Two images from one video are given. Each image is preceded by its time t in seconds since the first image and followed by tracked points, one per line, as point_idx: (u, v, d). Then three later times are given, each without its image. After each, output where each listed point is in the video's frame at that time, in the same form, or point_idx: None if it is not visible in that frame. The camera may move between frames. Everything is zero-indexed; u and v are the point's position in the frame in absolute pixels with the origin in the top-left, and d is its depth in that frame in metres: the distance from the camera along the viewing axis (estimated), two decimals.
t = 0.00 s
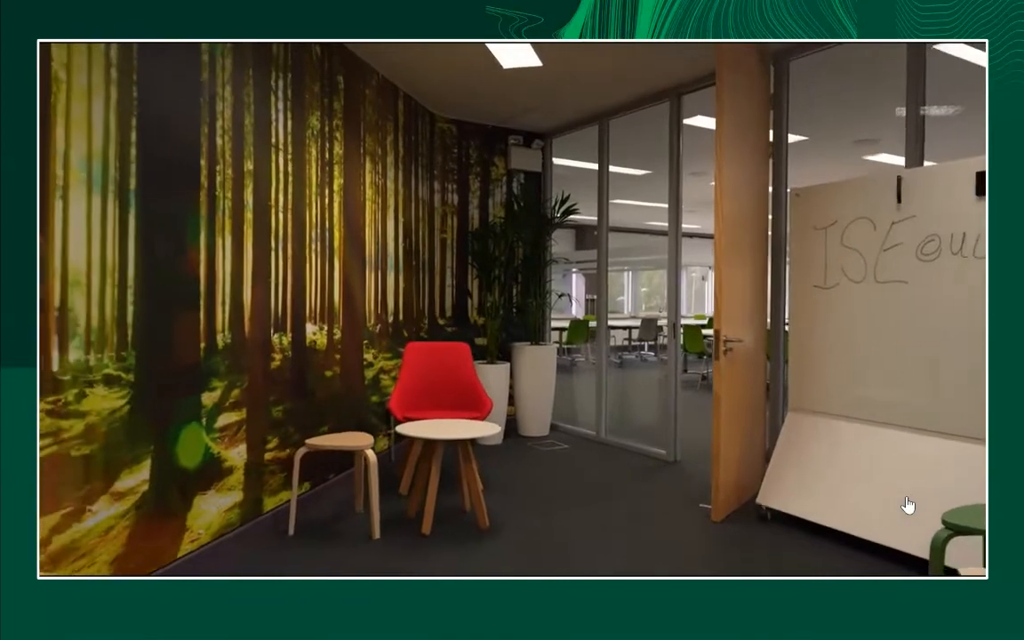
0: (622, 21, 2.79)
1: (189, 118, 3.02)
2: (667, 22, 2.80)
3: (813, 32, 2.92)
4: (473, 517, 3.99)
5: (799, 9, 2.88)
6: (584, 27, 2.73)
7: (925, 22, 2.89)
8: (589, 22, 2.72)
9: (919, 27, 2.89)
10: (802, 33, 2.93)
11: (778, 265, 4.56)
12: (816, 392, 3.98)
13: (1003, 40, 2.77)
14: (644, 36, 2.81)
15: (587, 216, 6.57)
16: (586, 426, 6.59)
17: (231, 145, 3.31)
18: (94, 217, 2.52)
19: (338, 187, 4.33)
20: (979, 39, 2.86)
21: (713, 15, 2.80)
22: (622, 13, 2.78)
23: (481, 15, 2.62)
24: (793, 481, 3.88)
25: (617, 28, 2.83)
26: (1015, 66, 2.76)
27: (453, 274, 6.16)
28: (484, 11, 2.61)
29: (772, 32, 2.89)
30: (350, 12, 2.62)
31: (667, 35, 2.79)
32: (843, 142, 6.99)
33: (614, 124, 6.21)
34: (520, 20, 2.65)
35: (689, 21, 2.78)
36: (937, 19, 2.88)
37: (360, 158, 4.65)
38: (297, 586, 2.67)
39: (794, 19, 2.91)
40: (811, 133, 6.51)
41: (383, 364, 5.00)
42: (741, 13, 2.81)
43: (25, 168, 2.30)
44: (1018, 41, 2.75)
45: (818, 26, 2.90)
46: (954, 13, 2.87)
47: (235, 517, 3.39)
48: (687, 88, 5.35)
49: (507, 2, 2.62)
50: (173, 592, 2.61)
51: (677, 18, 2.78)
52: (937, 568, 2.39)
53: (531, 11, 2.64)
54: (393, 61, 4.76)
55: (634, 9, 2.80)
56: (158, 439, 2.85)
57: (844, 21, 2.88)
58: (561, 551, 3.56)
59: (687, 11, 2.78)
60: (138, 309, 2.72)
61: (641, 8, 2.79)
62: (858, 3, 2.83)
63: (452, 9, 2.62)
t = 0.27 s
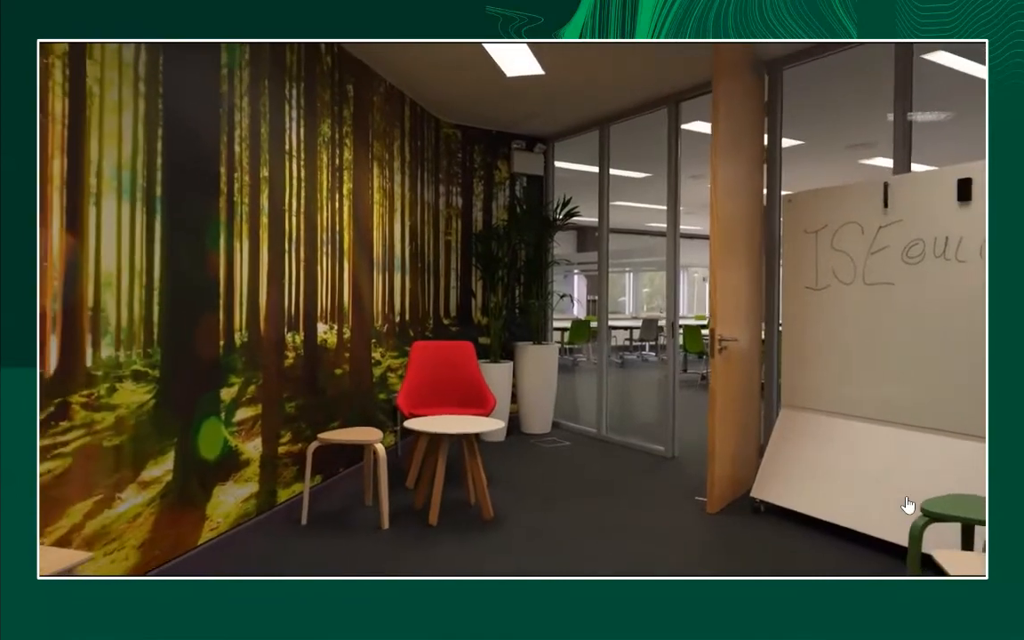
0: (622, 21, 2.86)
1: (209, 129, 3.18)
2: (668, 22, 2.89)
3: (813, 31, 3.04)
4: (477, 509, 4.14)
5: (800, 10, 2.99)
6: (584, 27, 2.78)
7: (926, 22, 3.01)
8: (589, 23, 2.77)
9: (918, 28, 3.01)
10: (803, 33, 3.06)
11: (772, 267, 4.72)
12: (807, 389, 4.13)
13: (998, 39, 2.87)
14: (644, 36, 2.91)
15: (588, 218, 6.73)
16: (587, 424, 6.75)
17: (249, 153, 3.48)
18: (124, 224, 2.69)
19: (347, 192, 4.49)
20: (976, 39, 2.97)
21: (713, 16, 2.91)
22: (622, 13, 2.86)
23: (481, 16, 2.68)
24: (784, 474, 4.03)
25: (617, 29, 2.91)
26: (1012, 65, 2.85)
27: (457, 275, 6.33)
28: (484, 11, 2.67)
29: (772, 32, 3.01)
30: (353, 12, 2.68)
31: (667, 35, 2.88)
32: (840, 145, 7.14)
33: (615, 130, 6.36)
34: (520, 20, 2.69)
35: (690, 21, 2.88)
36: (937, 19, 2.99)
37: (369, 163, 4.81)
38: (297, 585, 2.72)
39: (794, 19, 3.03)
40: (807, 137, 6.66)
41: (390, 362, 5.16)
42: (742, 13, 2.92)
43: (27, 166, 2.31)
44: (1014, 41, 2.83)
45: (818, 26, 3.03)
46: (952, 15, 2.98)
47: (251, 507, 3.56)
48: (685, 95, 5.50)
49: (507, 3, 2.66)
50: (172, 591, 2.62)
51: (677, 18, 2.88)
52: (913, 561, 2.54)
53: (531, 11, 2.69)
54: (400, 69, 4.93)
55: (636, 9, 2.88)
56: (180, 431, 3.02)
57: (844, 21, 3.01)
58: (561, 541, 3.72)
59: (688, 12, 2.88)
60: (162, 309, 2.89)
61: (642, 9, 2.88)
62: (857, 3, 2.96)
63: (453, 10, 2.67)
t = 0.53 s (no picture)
0: (622, 20, 2.93)
1: (226, 138, 3.34)
2: (667, 22, 2.96)
3: (813, 31, 3.01)
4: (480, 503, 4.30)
5: (800, 10, 2.97)
6: (583, 27, 2.85)
7: (926, 22, 3.03)
8: (589, 23, 2.85)
9: (921, 27, 3.02)
10: (803, 33, 3.02)
11: (766, 269, 4.87)
12: (798, 387, 4.28)
13: (1001, 38, 2.82)
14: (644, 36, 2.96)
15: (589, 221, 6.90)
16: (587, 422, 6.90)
17: (263, 160, 3.64)
18: (149, 230, 2.85)
19: (355, 197, 4.65)
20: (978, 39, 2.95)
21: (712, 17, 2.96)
22: (622, 13, 2.93)
23: (482, 16, 2.74)
24: (776, 469, 4.18)
25: (616, 29, 2.98)
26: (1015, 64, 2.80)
27: (460, 277, 6.48)
28: (484, 11, 2.72)
29: (773, 32, 3.00)
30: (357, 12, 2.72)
31: (667, 35, 2.95)
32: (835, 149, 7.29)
33: (615, 135, 6.52)
34: (520, 20, 2.75)
35: (690, 22, 2.94)
36: (936, 19, 3.01)
37: (376, 168, 4.97)
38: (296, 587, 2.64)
39: (795, 19, 3.00)
40: (803, 141, 6.81)
41: (395, 362, 5.32)
42: (741, 13, 2.95)
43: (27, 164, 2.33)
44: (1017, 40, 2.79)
45: (819, 25, 3.00)
46: (954, 15, 2.97)
47: (266, 500, 3.72)
48: (682, 102, 5.66)
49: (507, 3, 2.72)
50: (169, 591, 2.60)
51: (677, 18, 2.94)
52: (892, 552, 2.70)
53: (531, 11, 2.74)
54: (405, 77, 5.09)
55: (635, 10, 2.94)
56: (200, 427, 3.18)
57: (844, 21, 2.99)
58: (561, 534, 3.87)
59: (687, 13, 2.93)
60: (184, 310, 3.05)
61: (642, 9, 2.94)
62: (857, 3, 2.94)
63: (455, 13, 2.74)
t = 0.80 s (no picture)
0: (621, 20, 2.87)
1: (244, 147, 3.47)
2: (667, 22, 2.92)
3: (813, 32, 2.89)
4: (487, 497, 4.43)
5: (799, 11, 2.88)
6: (583, 27, 2.77)
7: (925, 22, 2.92)
8: (589, 23, 2.77)
9: (922, 27, 2.93)
10: (802, 34, 2.90)
11: (765, 271, 5.01)
12: (794, 386, 4.42)
13: (1002, 39, 2.71)
14: (644, 36, 2.91)
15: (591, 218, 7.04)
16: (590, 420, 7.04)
17: (278, 167, 3.78)
18: (172, 235, 2.98)
19: (365, 200, 4.78)
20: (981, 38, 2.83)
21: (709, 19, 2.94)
22: (622, 13, 2.87)
23: (481, 15, 2.64)
24: (773, 464, 4.32)
25: (617, 28, 2.92)
26: (1015, 66, 2.68)
27: (466, 278, 6.62)
28: (484, 11, 2.63)
29: (772, 34, 2.91)
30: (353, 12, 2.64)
31: (666, 35, 2.91)
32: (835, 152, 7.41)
33: (617, 139, 6.65)
34: (520, 20, 2.66)
35: (689, 22, 2.91)
36: (937, 19, 2.89)
37: (385, 173, 5.11)
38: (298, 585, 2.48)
39: (794, 20, 2.90)
40: (803, 144, 6.94)
41: (404, 361, 5.46)
42: (740, 15, 2.93)
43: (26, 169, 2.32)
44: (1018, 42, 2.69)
45: (819, 26, 2.89)
46: (954, 14, 2.86)
47: (281, 495, 3.86)
48: (683, 107, 5.79)
49: (507, 2, 2.63)
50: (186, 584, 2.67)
51: (677, 19, 2.91)
52: (881, 543, 2.84)
53: (531, 11, 2.66)
54: (413, 84, 5.23)
55: (635, 10, 2.89)
56: (221, 423, 3.32)
57: (844, 21, 2.89)
58: (565, 528, 3.99)
59: (685, 16, 2.91)
60: (206, 312, 3.19)
61: (642, 9, 2.90)
62: (857, 3, 2.86)
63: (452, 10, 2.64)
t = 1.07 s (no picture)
0: (621, 20, 2.97)
1: (259, 150, 3.59)
2: (667, 22, 3.00)
3: (813, 32, 2.96)
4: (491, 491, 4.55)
5: (799, 11, 2.96)
6: (583, 27, 2.88)
7: (925, 22, 3.03)
8: (589, 23, 2.88)
9: (921, 26, 3.04)
10: (802, 34, 2.97)
11: (762, 271, 5.14)
12: (790, 383, 4.54)
13: (1000, 40, 2.80)
14: (644, 36, 3.01)
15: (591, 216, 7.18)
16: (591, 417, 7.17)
17: (291, 170, 3.90)
18: (192, 237, 3.10)
19: (373, 202, 4.91)
20: (980, 38, 2.92)
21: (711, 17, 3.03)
22: (621, 14, 2.97)
23: (483, 16, 2.74)
24: (770, 459, 4.44)
25: (615, 29, 3.02)
26: (1013, 65, 2.77)
27: (469, 278, 6.75)
28: (484, 11, 2.72)
29: (772, 34, 2.99)
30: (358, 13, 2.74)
31: (667, 35, 3.00)
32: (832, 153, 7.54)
33: (618, 142, 6.78)
34: (520, 20, 2.77)
35: (690, 21, 2.99)
36: (937, 19, 3.00)
37: (391, 175, 5.22)
38: (297, 584, 2.36)
39: (794, 20, 2.98)
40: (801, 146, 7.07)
41: (409, 359, 5.58)
42: (741, 14, 3.02)
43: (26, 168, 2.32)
44: (1015, 42, 2.78)
45: (819, 26, 2.95)
46: (953, 16, 2.97)
47: (293, 488, 3.98)
48: (684, 110, 5.90)
49: (507, 3, 2.73)
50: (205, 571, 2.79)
51: (677, 18, 2.99)
52: (875, 535, 2.98)
53: (531, 11, 2.77)
54: (419, 88, 5.35)
55: (634, 11, 2.99)
56: (237, 418, 3.44)
57: (844, 21, 2.94)
58: (568, 520, 4.11)
59: (687, 14, 2.98)
60: (223, 310, 3.31)
61: (642, 10, 2.99)
62: (857, 4, 2.91)
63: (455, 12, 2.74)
